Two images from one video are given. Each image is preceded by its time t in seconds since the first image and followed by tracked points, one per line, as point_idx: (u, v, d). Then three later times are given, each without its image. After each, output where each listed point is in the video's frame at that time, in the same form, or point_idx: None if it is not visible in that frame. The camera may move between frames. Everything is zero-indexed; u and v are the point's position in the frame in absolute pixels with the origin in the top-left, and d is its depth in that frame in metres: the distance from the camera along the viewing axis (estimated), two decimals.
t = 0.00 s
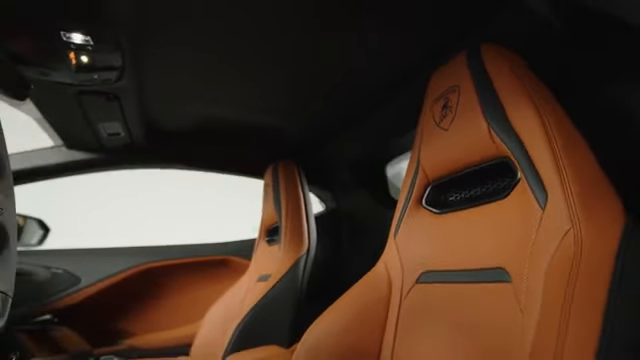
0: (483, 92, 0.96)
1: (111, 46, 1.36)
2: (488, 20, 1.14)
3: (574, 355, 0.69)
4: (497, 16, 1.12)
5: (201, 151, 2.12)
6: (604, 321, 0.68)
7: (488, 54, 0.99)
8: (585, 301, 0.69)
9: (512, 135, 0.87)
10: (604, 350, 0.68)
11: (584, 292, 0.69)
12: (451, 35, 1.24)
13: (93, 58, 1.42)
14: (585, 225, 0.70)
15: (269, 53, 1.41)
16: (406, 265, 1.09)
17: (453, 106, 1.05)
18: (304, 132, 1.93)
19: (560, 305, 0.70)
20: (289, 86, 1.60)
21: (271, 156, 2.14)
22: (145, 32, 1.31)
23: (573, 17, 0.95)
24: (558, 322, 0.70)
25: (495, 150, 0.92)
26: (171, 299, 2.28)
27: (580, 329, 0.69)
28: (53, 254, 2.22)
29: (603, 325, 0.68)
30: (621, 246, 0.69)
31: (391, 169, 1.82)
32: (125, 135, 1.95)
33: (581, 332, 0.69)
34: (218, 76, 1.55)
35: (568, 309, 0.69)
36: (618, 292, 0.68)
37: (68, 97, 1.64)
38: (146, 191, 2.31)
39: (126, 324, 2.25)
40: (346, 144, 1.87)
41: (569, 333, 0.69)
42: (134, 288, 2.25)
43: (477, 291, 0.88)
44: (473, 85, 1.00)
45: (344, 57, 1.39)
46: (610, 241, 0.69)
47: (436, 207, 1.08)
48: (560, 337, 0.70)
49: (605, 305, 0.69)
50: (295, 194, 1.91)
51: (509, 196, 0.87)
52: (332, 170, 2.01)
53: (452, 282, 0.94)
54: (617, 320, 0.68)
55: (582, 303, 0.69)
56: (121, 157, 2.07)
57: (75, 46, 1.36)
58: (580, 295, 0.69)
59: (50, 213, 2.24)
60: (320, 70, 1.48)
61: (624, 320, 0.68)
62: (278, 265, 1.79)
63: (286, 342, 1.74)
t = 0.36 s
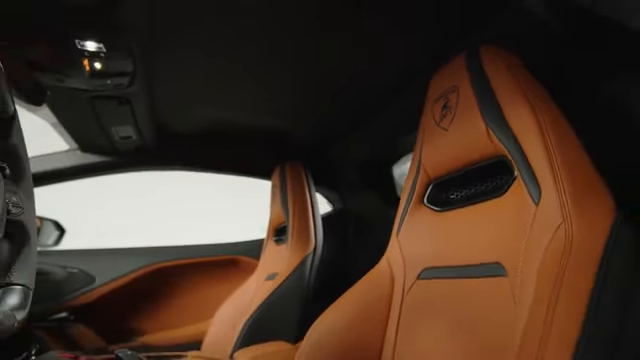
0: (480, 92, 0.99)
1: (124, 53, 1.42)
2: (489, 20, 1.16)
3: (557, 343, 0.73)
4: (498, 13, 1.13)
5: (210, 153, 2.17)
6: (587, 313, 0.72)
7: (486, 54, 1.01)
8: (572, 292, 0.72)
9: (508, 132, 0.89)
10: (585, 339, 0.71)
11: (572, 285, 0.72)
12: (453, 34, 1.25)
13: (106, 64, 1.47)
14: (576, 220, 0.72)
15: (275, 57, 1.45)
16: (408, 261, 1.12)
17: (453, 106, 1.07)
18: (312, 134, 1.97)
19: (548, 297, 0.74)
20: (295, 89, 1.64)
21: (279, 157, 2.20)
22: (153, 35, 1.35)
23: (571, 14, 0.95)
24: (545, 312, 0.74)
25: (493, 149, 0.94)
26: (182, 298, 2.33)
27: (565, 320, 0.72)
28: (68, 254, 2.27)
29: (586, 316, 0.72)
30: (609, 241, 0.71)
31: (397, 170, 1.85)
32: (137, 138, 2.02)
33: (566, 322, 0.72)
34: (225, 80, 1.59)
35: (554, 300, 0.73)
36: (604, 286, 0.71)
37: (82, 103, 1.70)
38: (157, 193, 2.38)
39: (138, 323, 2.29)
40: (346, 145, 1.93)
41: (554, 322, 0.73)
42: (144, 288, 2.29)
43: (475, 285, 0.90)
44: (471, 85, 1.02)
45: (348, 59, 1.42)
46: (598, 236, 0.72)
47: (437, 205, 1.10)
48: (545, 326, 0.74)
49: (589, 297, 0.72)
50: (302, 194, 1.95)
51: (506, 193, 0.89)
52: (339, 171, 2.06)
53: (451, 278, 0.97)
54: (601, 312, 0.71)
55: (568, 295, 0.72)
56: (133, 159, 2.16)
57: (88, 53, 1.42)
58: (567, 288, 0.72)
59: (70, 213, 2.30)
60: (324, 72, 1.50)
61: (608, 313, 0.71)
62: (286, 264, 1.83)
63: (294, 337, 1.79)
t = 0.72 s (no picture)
0: (478, 93, 1.01)
1: (134, 60, 1.48)
2: (488, 23, 1.18)
3: (544, 336, 0.74)
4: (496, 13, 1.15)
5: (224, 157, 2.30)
6: (571, 310, 0.72)
7: (484, 55, 1.03)
8: (559, 288, 0.73)
9: (504, 132, 0.91)
10: (567, 335, 0.72)
11: (559, 280, 0.73)
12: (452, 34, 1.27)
13: (118, 70, 1.53)
14: (568, 217, 0.74)
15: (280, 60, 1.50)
16: (410, 258, 1.14)
17: (453, 106, 1.10)
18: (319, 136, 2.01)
19: (536, 291, 0.75)
20: (301, 91, 1.68)
21: (289, 156, 2.23)
22: (162, 43, 1.40)
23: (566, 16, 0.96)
24: (532, 306, 0.75)
25: (490, 147, 0.96)
26: (192, 297, 2.39)
27: (550, 314, 0.73)
28: (84, 254, 2.30)
29: (571, 313, 0.72)
30: (599, 239, 0.71)
31: (404, 169, 1.84)
32: (147, 141, 2.10)
33: (553, 317, 0.73)
34: (233, 84, 1.65)
35: (542, 295, 0.74)
36: (589, 282, 0.71)
37: (96, 108, 1.77)
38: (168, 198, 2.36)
39: (151, 320, 2.35)
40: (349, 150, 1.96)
41: (539, 316, 0.74)
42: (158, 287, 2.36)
43: (472, 281, 0.92)
44: (470, 86, 1.04)
45: (351, 62, 1.46)
46: (587, 234, 0.72)
47: (439, 203, 1.13)
48: (531, 320, 0.75)
49: (574, 294, 0.72)
50: (309, 194, 2.00)
51: (502, 191, 0.91)
52: (346, 174, 2.12)
53: (450, 274, 0.99)
54: (585, 309, 0.71)
55: (554, 290, 0.73)
56: (146, 159, 2.26)
57: (101, 60, 1.48)
58: (555, 283, 0.73)
59: (86, 213, 2.30)
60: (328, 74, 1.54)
61: (592, 310, 0.71)
62: (294, 261, 1.88)
63: (299, 335, 1.83)
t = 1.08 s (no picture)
0: (477, 93, 1.03)
1: (143, 66, 1.52)
2: (490, 23, 1.20)
3: (538, 329, 0.76)
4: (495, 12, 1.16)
5: (233, 157, 2.34)
6: (560, 302, 0.74)
7: (483, 55, 1.05)
8: (551, 282, 0.75)
9: (501, 131, 0.93)
10: (554, 326, 0.74)
11: (551, 275, 0.75)
12: (453, 32, 1.28)
13: (129, 75, 1.57)
14: (562, 214, 0.76)
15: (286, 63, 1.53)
16: (412, 256, 1.16)
17: (452, 106, 1.12)
18: (327, 136, 2.05)
19: (528, 284, 0.78)
20: (306, 92, 1.71)
21: (297, 156, 2.29)
22: (170, 49, 1.44)
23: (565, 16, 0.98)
24: (523, 299, 0.78)
25: (488, 146, 0.97)
26: (200, 296, 2.42)
27: (541, 307, 0.76)
28: (97, 254, 2.40)
29: (559, 305, 0.74)
30: (590, 235, 0.74)
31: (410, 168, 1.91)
32: (158, 143, 2.15)
33: (547, 312, 0.75)
34: (241, 87, 1.69)
35: (533, 288, 0.77)
36: (580, 277, 0.73)
37: (108, 111, 1.83)
38: (178, 197, 2.45)
39: (161, 318, 2.41)
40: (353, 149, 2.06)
41: (530, 308, 0.77)
42: (168, 285, 2.41)
43: (472, 278, 0.94)
44: (469, 86, 1.06)
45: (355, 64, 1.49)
46: (579, 230, 0.74)
47: (440, 202, 1.15)
48: (522, 311, 0.78)
49: (564, 288, 0.74)
50: (315, 193, 2.04)
51: (501, 189, 0.93)
52: (353, 173, 2.13)
53: (450, 270, 1.01)
54: (574, 302, 0.73)
55: (546, 284, 0.75)
56: (157, 161, 2.32)
57: (112, 66, 1.52)
58: (547, 277, 0.75)
59: (102, 212, 2.40)
60: (332, 75, 1.57)
61: (580, 304, 0.73)
62: (300, 259, 1.92)
63: (304, 332, 1.87)
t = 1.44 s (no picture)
0: (477, 93, 1.04)
1: (153, 71, 1.56)
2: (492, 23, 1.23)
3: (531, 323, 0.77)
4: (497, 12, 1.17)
5: (240, 156, 2.36)
6: (553, 297, 0.75)
7: (483, 56, 1.07)
8: (544, 276, 0.77)
9: (500, 130, 0.95)
10: (546, 322, 0.75)
11: (546, 271, 0.77)
12: (456, 31, 1.30)
13: (139, 80, 1.62)
14: (558, 212, 0.77)
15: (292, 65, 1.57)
16: (415, 254, 1.18)
17: (454, 107, 1.13)
18: (332, 135, 2.08)
19: (523, 280, 0.79)
20: (312, 93, 1.75)
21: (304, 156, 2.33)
22: (180, 52, 1.48)
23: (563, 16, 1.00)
24: (518, 294, 0.80)
25: (488, 146, 0.99)
26: (209, 295, 2.45)
27: (534, 302, 0.77)
28: (111, 253, 2.46)
29: (552, 301, 0.75)
30: (585, 232, 0.75)
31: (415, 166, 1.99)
32: (168, 144, 2.19)
33: (541, 305, 0.76)
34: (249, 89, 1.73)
35: (528, 283, 0.79)
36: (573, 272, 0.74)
37: (119, 114, 1.88)
38: (188, 198, 2.51)
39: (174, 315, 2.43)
40: (359, 148, 2.10)
41: (524, 303, 0.78)
42: (178, 284, 2.45)
43: (472, 275, 0.96)
44: (469, 87, 1.08)
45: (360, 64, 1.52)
46: (574, 228, 0.76)
47: (443, 201, 1.17)
48: (516, 306, 0.80)
49: (557, 284, 0.75)
50: (321, 193, 2.07)
51: (501, 188, 0.95)
52: (359, 172, 2.20)
53: (451, 268, 1.03)
54: (566, 298, 0.74)
55: (541, 280, 0.77)
56: (165, 162, 2.34)
57: (123, 71, 1.56)
58: (541, 273, 0.77)
59: (113, 213, 2.47)
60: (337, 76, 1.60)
61: (573, 300, 0.74)
62: (306, 257, 1.95)
63: (310, 328, 1.91)
